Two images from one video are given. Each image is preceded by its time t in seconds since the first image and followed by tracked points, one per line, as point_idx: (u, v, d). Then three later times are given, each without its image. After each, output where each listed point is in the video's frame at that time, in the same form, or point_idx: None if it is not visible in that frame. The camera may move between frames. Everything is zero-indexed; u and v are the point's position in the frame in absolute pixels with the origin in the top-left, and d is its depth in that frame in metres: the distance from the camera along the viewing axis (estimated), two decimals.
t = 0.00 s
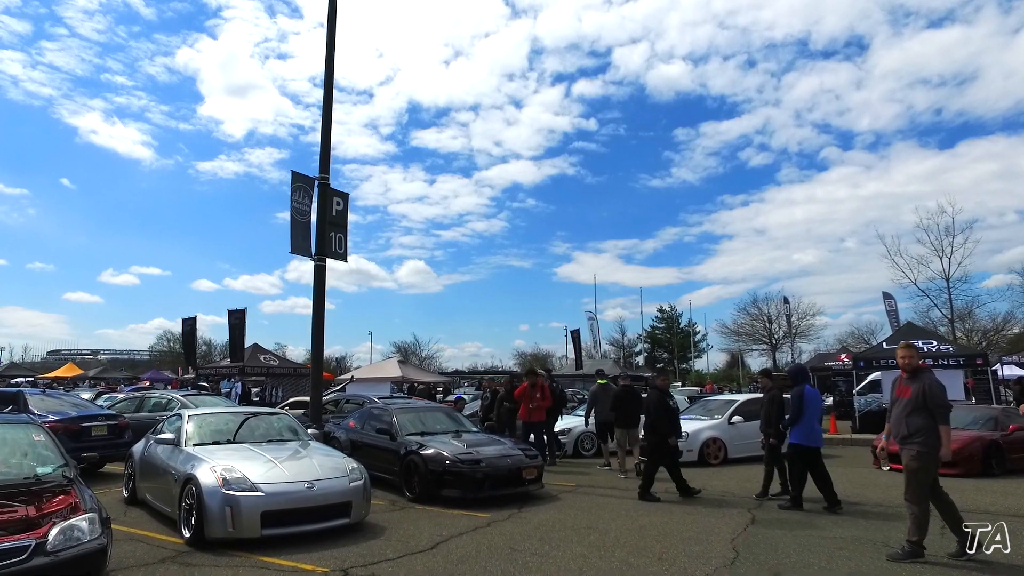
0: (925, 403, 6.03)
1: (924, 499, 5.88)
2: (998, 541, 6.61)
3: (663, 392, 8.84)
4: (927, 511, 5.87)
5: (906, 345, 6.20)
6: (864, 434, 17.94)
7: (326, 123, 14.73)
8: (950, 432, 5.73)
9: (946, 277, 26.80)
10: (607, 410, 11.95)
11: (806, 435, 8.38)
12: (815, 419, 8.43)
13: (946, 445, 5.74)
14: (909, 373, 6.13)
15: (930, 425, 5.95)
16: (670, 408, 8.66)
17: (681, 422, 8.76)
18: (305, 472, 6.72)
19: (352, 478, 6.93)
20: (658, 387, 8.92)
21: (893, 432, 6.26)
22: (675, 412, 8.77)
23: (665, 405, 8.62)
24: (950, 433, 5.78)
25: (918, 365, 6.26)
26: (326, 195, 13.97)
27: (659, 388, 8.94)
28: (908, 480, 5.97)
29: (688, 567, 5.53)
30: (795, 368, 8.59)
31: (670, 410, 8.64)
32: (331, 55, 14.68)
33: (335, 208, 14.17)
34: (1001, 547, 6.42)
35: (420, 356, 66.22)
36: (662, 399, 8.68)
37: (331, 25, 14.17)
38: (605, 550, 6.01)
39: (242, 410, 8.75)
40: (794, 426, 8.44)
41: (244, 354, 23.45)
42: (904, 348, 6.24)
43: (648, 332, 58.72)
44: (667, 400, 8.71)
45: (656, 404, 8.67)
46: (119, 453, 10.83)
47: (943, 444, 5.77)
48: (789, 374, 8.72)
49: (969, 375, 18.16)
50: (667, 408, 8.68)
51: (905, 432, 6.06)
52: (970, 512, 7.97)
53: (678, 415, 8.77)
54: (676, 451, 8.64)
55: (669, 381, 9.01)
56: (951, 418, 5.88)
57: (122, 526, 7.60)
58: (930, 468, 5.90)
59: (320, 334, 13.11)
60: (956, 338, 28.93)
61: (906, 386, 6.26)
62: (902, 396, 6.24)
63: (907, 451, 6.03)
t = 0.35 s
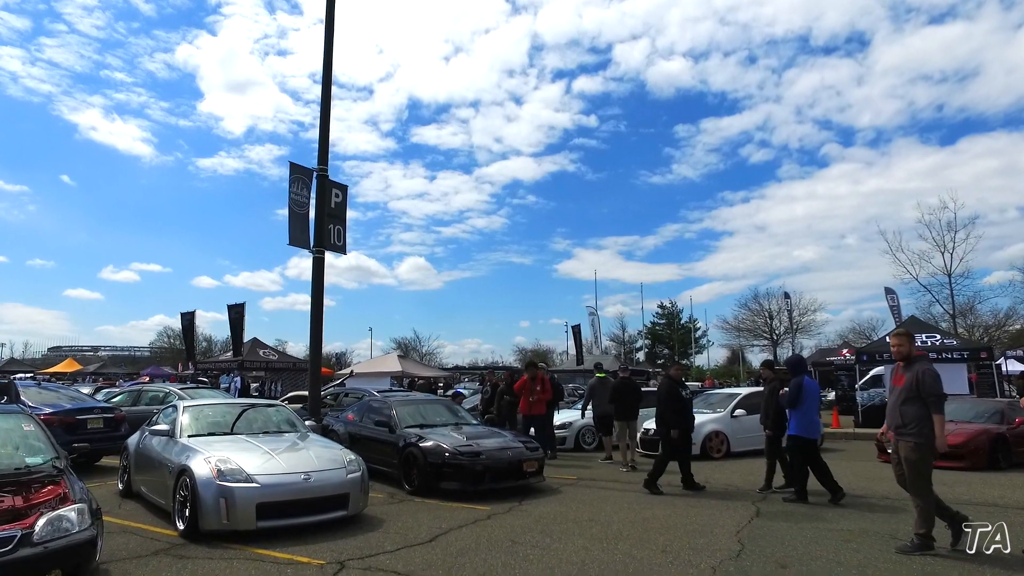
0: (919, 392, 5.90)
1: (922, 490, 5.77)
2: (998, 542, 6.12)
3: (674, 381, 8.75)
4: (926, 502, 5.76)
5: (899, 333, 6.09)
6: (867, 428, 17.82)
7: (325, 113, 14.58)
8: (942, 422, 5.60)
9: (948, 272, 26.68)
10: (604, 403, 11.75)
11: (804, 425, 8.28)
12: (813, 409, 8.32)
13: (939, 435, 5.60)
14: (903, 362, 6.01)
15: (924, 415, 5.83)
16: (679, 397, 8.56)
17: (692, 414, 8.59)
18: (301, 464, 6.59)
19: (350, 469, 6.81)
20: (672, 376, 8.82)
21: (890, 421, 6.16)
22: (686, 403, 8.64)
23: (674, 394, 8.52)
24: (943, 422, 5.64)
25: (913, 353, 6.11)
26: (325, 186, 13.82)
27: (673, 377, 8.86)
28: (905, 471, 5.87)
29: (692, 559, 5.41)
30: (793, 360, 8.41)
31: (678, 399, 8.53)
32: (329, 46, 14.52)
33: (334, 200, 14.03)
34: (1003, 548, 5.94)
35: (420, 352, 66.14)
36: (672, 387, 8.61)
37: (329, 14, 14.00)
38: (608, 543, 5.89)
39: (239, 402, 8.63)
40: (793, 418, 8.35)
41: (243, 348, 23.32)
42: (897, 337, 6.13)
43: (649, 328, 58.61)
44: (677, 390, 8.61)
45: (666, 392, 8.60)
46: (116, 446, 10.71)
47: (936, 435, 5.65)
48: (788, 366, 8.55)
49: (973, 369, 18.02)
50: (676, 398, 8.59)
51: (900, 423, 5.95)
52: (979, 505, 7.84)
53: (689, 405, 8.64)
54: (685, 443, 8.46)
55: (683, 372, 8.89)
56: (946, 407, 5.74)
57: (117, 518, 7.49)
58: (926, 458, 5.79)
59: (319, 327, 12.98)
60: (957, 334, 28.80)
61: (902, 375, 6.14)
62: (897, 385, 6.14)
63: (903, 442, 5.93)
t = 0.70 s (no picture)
0: (912, 372, 5.79)
1: (925, 472, 5.65)
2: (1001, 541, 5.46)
3: (684, 363, 8.66)
4: (931, 484, 5.64)
5: (889, 314, 6.04)
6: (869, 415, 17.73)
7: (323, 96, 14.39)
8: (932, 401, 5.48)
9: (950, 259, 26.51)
10: (604, 388, 11.73)
11: (803, 408, 8.19)
12: (812, 392, 8.23)
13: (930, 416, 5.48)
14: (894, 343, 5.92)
15: (917, 395, 5.71)
16: (688, 380, 8.49)
17: (701, 396, 8.58)
18: (297, 447, 6.47)
19: (348, 453, 6.69)
20: (683, 359, 8.74)
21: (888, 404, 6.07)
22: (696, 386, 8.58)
23: (683, 377, 8.44)
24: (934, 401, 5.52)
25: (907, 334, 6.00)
26: (323, 170, 13.65)
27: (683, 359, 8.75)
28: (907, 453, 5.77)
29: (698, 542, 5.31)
30: (790, 343, 8.41)
31: (687, 381, 8.49)
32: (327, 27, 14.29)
33: (332, 184, 13.87)
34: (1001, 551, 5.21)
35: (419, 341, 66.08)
36: (680, 370, 8.50)
37: None
38: (610, 527, 5.77)
39: (236, 386, 8.52)
40: (793, 401, 8.24)
41: (242, 335, 23.21)
42: (888, 318, 6.09)
43: (649, 317, 58.50)
44: (687, 373, 8.52)
45: (675, 375, 8.52)
46: (112, 432, 10.61)
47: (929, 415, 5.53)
48: (787, 349, 8.51)
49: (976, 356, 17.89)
50: (686, 381, 8.51)
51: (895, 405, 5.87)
52: (987, 490, 7.72)
53: (699, 386, 8.61)
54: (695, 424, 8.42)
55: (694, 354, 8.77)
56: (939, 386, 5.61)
57: (112, 502, 7.39)
58: (924, 439, 5.68)
59: (317, 312, 12.85)
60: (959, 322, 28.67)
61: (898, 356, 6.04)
62: (893, 367, 6.05)
63: (901, 424, 5.83)
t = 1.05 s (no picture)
0: (906, 350, 5.73)
1: (926, 450, 5.57)
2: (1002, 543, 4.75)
3: (693, 343, 8.56)
4: (935, 462, 5.55)
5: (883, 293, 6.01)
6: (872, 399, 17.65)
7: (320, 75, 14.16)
8: (923, 378, 5.43)
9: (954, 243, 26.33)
10: (604, 370, 11.64)
11: (806, 388, 8.10)
12: (813, 371, 8.14)
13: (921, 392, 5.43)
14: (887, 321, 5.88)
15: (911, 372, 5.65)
16: (696, 360, 8.42)
17: (712, 374, 8.52)
18: (296, 426, 6.37)
19: (347, 432, 6.60)
20: (692, 339, 8.66)
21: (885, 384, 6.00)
22: (705, 365, 8.51)
23: (692, 358, 8.38)
24: (926, 378, 5.46)
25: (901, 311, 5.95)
26: (322, 150, 13.47)
27: (691, 339, 8.66)
28: (907, 432, 5.70)
29: (703, 520, 5.23)
30: (792, 322, 8.26)
31: (696, 361, 8.43)
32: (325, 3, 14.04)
33: (331, 164, 13.69)
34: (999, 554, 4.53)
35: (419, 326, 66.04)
36: (688, 351, 8.44)
37: None
38: (613, 506, 5.67)
39: (235, 366, 8.41)
40: (795, 380, 8.14)
41: (241, 320, 23.10)
42: (882, 297, 6.06)
43: (650, 302, 58.40)
44: (695, 353, 8.43)
45: (684, 356, 8.45)
46: (110, 414, 10.52)
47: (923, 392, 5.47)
48: (790, 328, 8.37)
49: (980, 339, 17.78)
50: (694, 361, 8.44)
51: (891, 383, 5.82)
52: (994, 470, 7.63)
53: (710, 365, 8.55)
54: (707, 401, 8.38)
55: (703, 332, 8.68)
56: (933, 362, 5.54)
57: (110, 483, 7.30)
58: (922, 417, 5.60)
59: (316, 294, 12.72)
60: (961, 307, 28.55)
61: (894, 335, 5.98)
62: (888, 346, 5.99)
63: (897, 403, 5.77)
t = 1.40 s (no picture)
0: (899, 321, 5.60)
1: (922, 422, 5.46)
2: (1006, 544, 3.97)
3: (700, 318, 8.41)
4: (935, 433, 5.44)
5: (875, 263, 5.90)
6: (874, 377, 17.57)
7: (317, 47, 13.88)
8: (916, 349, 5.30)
9: (956, 223, 26.17)
10: (603, 344, 11.59)
11: (812, 360, 7.97)
12: (818, 345, 8.02)
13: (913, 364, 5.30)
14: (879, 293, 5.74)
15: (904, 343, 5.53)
16: (704, 335, 8.29)
17: (721, 349, 8.32)
18: (294, 399, 6.25)
19: (346, 406, 6.48)
20: (699, 313, 8.50)
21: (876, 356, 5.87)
22: (713, 339, 8.33)
23: (699, 333, 8.26)
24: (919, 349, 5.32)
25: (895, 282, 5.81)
26: (320, 124, 13.23)
27: (699, 313, 8.47)
28: (902, 405, 5.59)
29: (710, 493, 5.13)
30: (796, 295, 8.11)
31: (704, 335, 8.29)
32: None
33: (329, 139, 13.46)
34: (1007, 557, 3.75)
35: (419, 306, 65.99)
36: (695, 326, 8.31)
37: None
38: (618, 480, 5.56)
39: (233, 340, 8.29)
40: (801, 353, 8.01)
41: (241, 299, 22.95)
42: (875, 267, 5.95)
43: (650, 283, 58.27)
44: (702, 328, 8.29)
45: (690, 331, 8.33)
46: (107, 390, 10.41)
47: (915, 362, 5.35)
48: (794, 302, 8.22)
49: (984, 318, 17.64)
50: (702, 336, 8.31)
51: (884, 356, 5.70)
52: (1003, 445, 7.52)
53: (719, 339, 8.35)
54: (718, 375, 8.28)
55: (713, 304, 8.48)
56: (926, 332, 5.41)
57: (107, 457, 7.21)
58: (917, 388, 5.48)
59: (315, 270, 12.57)
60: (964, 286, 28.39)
61: (887, 306, 5.84)
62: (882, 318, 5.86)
63: (891, 376, 5.65)
